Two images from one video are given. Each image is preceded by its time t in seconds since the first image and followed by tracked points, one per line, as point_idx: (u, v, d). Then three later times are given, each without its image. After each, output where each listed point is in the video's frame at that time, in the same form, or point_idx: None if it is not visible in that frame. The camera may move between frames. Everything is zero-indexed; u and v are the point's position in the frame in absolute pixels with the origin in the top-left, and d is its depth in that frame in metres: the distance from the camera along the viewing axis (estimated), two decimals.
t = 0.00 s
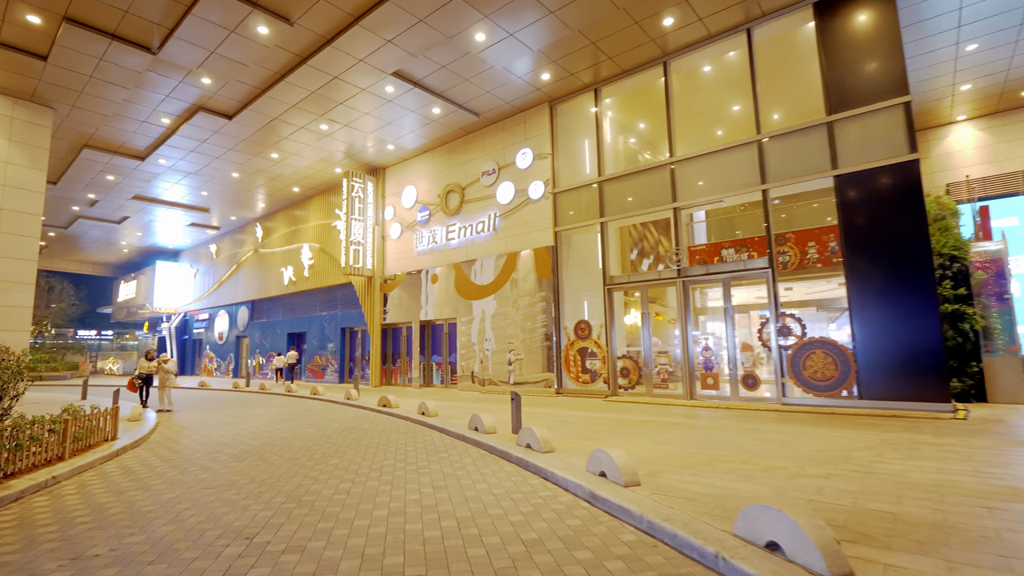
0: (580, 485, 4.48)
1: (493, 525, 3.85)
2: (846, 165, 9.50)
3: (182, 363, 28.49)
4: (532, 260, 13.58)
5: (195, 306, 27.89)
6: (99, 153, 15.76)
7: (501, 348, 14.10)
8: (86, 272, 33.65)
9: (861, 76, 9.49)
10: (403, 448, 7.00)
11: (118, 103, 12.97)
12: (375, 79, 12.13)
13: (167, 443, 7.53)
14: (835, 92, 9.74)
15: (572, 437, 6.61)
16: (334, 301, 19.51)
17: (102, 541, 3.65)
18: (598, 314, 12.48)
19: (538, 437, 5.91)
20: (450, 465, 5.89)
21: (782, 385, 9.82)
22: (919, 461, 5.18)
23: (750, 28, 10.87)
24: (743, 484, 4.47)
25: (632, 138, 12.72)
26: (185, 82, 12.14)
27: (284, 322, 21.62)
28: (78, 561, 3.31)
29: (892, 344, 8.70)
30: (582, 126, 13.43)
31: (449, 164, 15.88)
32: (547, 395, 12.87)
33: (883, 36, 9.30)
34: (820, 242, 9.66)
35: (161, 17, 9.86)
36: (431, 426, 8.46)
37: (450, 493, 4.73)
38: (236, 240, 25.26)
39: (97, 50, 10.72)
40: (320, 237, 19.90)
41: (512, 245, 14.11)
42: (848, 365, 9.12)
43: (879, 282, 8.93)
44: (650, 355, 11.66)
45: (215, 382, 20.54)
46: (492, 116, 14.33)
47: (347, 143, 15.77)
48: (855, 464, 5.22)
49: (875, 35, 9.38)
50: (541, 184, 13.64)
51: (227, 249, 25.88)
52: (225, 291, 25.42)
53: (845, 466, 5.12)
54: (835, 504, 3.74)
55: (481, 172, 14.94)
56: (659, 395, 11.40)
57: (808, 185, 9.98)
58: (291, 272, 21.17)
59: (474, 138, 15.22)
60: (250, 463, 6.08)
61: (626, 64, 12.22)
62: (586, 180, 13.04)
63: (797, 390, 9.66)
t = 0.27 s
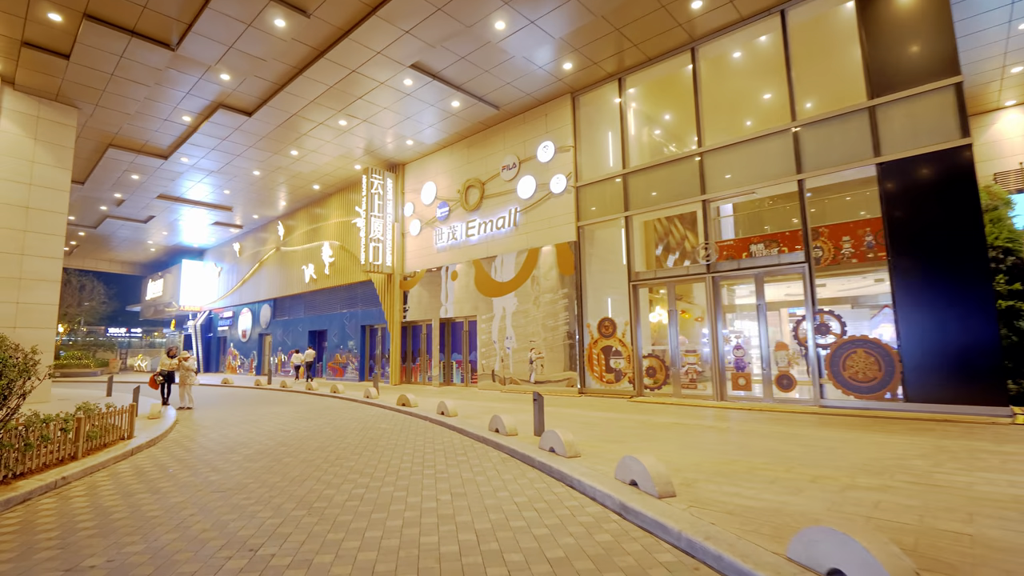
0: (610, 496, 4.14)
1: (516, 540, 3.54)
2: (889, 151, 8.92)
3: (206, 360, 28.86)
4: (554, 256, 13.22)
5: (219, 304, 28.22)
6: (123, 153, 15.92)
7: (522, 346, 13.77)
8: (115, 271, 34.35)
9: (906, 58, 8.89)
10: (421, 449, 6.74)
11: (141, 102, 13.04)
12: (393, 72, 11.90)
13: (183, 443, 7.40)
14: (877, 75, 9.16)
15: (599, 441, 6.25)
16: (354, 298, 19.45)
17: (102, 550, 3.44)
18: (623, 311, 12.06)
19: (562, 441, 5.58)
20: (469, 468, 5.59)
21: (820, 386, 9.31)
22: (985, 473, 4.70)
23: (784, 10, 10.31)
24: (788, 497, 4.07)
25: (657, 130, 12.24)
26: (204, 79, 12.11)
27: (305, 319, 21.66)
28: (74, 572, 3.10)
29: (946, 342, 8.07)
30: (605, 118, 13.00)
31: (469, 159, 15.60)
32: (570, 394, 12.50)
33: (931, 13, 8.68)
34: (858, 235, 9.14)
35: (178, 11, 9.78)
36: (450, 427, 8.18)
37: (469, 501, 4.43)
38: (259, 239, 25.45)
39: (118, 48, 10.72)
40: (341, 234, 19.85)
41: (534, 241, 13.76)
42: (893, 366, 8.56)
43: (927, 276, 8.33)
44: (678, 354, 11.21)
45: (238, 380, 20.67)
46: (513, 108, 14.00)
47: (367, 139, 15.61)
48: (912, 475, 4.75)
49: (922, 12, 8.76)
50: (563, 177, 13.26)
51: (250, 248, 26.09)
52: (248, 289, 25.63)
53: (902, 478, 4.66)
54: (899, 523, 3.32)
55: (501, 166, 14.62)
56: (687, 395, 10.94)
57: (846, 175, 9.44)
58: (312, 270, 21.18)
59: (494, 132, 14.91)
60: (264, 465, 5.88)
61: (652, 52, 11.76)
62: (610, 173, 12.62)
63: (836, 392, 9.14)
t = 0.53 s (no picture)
0: (634, 509, 3.78)
1: (530, 557, 3.21)
2: (926, 139, 8.40)
3: (223, 359, 29.02)
4: (569, 253, 12.86)
5: (235, 303, 28.33)
6: (137, 151, 15.94)
7: (537, 345, 13.43)
8: (134, 271, 34.85)
9: (946, 39, 8.36)
10: (431, 451, 6.44)
11: (152, 98, 12.98)
12: (404, 64, 11.63)
13: (189, 443, 7.22)
14: (913, 59, 8.64)
15: (619, 445, 5.89)
16: (367, 297, 19.29)
17: (85, 561, 3.20)
18: (641, 309, 11.65)
19: (580, 446, 5.23)
20: (481, 474, 5.27)
21: (851, 387, 8.81)
22: None
23: None
24: (831, 509, 3.69)
25: (676, 123, 11.96)
26: (214, 74, 11.99)
27: (319, 318, 21.57)
28: None
29: (991, 343, 7.51)
30: (623, 110, 12.60)
31: (483, 154, 15.31)
32: (586, 395, 12.12)
33: None
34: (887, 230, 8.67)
35: (186, 4, 9.62)
36: (463, 428, 7.87)
37: (481, 511, 4.11)
38: (273, 237, 25.46)
39: (127, 43, 10.62)
40: (354, 232, 19.70)
41: (548, 237, 13.41)
42: (930, 367, 8.03)
43: (969, 270, 7.77)
44: (699, 354, 10.79)
45: (252, 378, 20.63)
46: (527, 101, 13.66)
47: (379, 135, 15.40)
48: (966, 486, 4.32)
49: None
50: (578, 171, 12.88)
51: (264, 247, 26.13)
52: (263, 288, 25.67)
53: (956, 489, 4.24)
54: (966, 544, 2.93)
55: (516, 161, 14.30)
56: (709, 396, 10.49)
57: (873, 167, 8.99)
58: (326, 268, 21.08)
59: (508, 126, 14.60)
60: (267, 467, 5.64)
61: (671, 40, 11.33)
62: (628, 166, 12.20)
63: (867, 393, 8.64)
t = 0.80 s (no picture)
0: (656, 524, 3.44)
1: None
2: (961, 126, 7.92)
3: (234, 356, 29.07)
4: (581, 249, 12.49)
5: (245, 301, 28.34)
6: (145, 147, 15.87)
7: (549, 343, 13.10)
8: (147, 269, 35.13)
9: (982, 20, 7.89)
10: (438, 454, 6.14)
11: (158, 93, 12.85)
12: (412, 55, 11.34)
13: (189, 444, 7.02)
14: (947, 42, 8.17)
15: (636, 450, 5.54)
16: (376, 294, 19.09)
17: None
18: (656, 306, 11.26)
19: (595, 451, 4.90)
20: (489, 480, 4.96)
21: (879, 388, 8.34)
22: None
23: None
24: (875, 527, 3.32)
25: (692, 115, 11.65)
26: (220, 67, 11.81)
27: (328, 315, 21.42)
28: None
29: None
30: (637, 101, 12.20)
31: (493, 148, 14.99)
32: (599, 395, 11.76)
33: None
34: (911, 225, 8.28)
35: None
36: (471, 429, 7.57)
37: (488, 524, 3.80)
38: (283, 235, 25.38)
39: (131, 36, 10.45)
40: (363, 229, 19.50)
41: (560, 233, 13.05)
42: (965, 368, 7.56)
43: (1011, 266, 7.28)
44: (716, 352, 10.39)
45: (262, 376, 20.55)
46: (538, 93, 13.30)
47: (387, 129, 15.15)
48: (1021, 501, 3.93)
49: None
50: (591, 164, 12.50)
51: (275, 244, 26.07)
52: (273, 286, 25.61)
53: (1011, 505, 3.85)
54: None
55: (526, 155, 13.96)
56: (728, 396, 10.09)
57: (894, 157, 8.61)
58: (335, 265, 20.92)
59: (518, 119, 14.26)
60: (266, 471, 5.39)
61: (687, 28, 10.91)
62: (643, 159, 11.79)
63: (896, 395, 8.18)
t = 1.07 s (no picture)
0: (681, 539, 3.12)
1: None
2: (996, 111, 7.50)
3: (243, 355, 29.03)
4: (592, 245, 12.14)
5: (254, 299, 28.28)
6: (151, 144, 15.75)
7: (559, 341, 12.77)
8: (157, 267, 35.26)
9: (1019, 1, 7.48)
10: (443, 457, 5.86)
11: (162, 88, 12.70)
12: (418, 46, 11.05)
13: (188, 444, 6.78)
14: (979, 25, 7.76)
15: (653, 454, 5.21)
16: (384, 292, 18.87)
17: None
18: (670, 303, 10.89)
19: (610, 456, 4.58)
20: (497, 487, 4.66)
21: (907, 389, 7.92)
22: None
23: None
24: (927, 545, 2.98)
25: (705, 108, 11.11)
26: (224, 61, 11.61)
27: (336, 313, 21.25)
28: None
29: None
30: (649, 92, 11.82)
31: (501, 142, 14.68)
32: (611, 394, 11.42)
33: None
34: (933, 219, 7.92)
35: None
36: (479, 430, 7.28)
37: (495, 536, 3.50)
38: (291, 232, 25.26)
39: (132, 28, 10.26)
40: (370, 226, 19.29)
41: (570, 228, 12.71)
42: (1002, 368, 7.15)
43: None
44: (733, 351, 10.02)
45: (269, 374, 20.40)
46: (548, 85, 12.97)
47: (394, 124, 14.89)
48: None
49: None
50: (602, 157, 12.14)
51: (282, 242, 25.95)
52: (281, 284, 25.50)
53: None
54: None
55: (535, 149, 13.63)
56: (746, 397, 9.71)
57: (917, 147, 8.23)
58: (342, 263, 20.73)
59: (527, 112, 13.94)
60: (263, 475, 5.13)
61: (702, 14, 10.50)
62: (656, 151, 11.42)
63: (926, 396, 7.76)
